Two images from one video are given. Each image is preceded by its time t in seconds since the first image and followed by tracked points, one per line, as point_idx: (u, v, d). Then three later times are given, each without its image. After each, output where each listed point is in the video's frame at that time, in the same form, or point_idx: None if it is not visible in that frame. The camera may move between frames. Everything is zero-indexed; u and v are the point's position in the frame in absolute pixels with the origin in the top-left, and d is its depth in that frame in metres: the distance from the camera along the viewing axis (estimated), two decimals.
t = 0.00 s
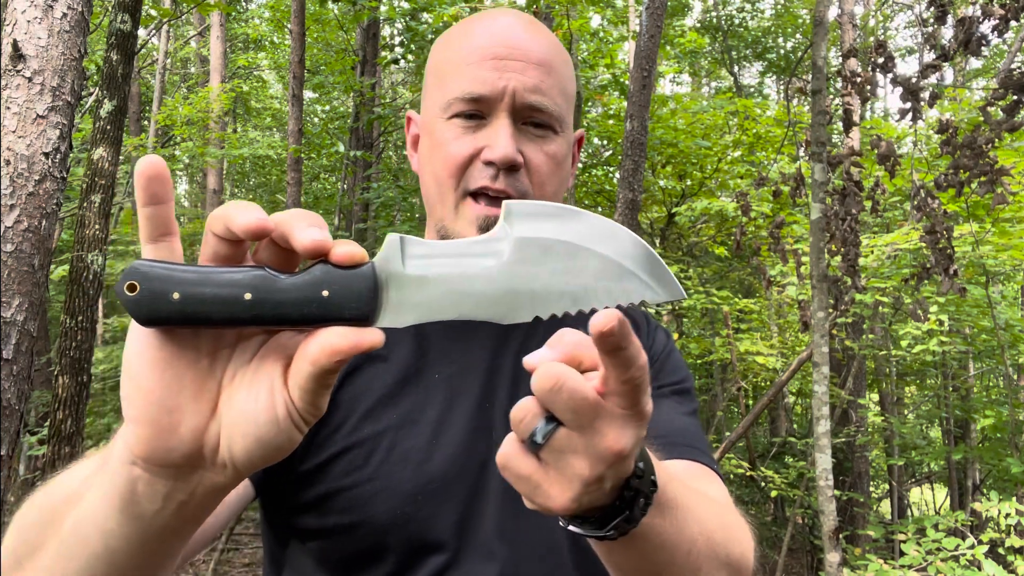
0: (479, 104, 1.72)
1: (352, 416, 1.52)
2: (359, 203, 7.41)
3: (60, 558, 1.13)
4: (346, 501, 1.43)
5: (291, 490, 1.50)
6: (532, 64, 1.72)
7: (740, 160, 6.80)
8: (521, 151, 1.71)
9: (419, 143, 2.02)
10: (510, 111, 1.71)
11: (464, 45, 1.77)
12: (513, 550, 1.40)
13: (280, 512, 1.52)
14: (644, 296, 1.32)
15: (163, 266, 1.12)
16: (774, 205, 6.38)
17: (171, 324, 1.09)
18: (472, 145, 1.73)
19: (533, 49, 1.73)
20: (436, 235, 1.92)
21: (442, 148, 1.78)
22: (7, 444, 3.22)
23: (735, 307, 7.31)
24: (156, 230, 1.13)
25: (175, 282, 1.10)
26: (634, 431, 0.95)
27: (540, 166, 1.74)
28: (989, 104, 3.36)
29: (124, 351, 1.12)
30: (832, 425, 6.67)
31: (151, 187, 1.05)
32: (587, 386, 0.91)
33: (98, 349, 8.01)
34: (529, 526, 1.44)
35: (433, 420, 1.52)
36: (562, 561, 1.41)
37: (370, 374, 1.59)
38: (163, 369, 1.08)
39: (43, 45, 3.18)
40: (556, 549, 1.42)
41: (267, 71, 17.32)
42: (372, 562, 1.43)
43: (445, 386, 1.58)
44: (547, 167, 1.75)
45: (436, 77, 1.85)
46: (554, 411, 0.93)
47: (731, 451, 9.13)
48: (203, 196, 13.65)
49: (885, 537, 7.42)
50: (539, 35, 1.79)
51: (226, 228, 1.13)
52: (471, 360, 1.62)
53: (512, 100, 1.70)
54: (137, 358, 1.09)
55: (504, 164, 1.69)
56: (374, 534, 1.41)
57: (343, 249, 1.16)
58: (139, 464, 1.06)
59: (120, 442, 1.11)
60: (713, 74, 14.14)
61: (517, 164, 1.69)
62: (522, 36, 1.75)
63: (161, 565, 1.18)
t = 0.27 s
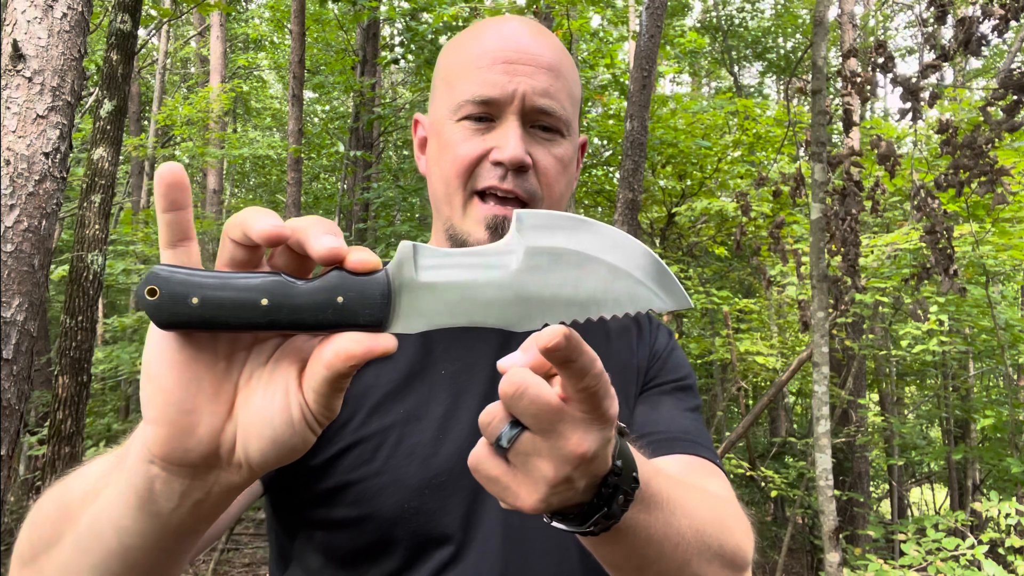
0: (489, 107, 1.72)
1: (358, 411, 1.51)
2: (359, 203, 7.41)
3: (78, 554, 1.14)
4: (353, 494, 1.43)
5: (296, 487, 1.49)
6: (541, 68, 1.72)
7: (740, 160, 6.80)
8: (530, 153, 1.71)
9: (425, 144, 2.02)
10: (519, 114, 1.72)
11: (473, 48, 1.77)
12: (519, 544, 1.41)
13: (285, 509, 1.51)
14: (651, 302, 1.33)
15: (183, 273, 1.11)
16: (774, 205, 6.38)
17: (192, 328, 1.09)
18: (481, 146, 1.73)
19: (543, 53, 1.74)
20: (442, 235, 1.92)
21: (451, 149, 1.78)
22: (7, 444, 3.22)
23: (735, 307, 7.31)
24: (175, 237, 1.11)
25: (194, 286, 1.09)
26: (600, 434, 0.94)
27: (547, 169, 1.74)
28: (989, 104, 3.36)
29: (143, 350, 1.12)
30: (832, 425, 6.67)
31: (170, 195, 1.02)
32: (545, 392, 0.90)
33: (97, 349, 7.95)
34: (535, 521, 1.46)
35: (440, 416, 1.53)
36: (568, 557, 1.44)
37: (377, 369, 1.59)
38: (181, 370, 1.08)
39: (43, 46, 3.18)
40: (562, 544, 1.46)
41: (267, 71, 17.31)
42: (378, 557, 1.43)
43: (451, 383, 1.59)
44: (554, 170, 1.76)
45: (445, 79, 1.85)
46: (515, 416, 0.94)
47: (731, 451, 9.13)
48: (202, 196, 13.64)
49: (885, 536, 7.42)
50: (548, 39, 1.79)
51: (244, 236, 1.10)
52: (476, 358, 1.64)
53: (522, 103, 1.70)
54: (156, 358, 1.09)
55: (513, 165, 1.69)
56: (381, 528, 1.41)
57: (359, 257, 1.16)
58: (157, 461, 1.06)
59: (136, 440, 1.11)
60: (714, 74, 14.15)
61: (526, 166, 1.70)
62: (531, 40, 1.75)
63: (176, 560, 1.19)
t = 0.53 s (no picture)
0: (486, 111, 1.73)
1: (366, 410, 1.54)
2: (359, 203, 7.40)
3: (90, 549, 1.14)
4: (359, 492, 1.43)
5: (303, 485, 1.49)
6: (537, 72, 1.73)
7: (740, 160, 6.80)
8: (526, 157, 1.71)
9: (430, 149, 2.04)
10: (516, 118, 1.73)
11: (472, 54, 1.79)
12: (524, 539, 1.40)
13: (291, 508, 1.52)
14: (654, 309, 1.30)
15: (200, 274, 1.13)
16: (774, 205, 6.38)
17: (207, 330, 1.10)
18: (479, 151, 1.75)
19: (539, 58, 1.74)
20: (444, 239, 1.93)
21: (450, 154, 1.80)
22: (7, 444, 3.22)
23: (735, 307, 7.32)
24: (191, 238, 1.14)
25: (210, 288, 1.11)
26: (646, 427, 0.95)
27: (544, 172, 1.73)
28: (989, 104, 3.35)
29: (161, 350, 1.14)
30: (832, 425, 6.67)
31: (188, 198, 1.05)
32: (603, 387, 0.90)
33: (97, 349, 7.92)
34: (541, 519, 1.43)
35: (446, 413, 1.54)
36: (573, 555, 1.38)
37: (385, 369, 1.62)
38: (197, 370, 1.09)
39: (43, 46, 3.18)
40: (568, 543, 1.40)
41: (267, 71, 17.31)
42: (383, 555, 1.43)
43: (457, 381, 1.60)
44: (551, 173, 1.75)
45: (446, 86, 1.88)
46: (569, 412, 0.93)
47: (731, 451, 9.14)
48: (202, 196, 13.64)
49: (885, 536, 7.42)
50: (545, 43, 1.79)
51: (258, 239, 1.13)
52: (482, 357, 1.65)
53: (518, 108, 1.71)
54: (172, 357, 1.10)
55: (509, 169, 1.70)
56: (386, 525, 1.41)
57: (371, 260, 1.19)
58: (171, 458, 1.06)
59: (151, 438, 1.12)
60: (714, 74, 14.15)
61: (522, 170, 1.70)
62: (527, 44, 1.76)
63: (189, 558, 1.19)
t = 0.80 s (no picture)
0: (494, 114, 1.73)
1: (376, 408, 1.54)
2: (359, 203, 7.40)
3: (107, 541, 1.15)
4: (368, 489, 1.44)
5: (312, 483, 1.50)
6: (546, 76, 1.73)
7: (740, 160, 6.80)
8: (534, 160, 1.72)
9: (438, 150, 2.05)
10: (524, 121, 1.73)
11: (480, 58, 1.79)
12: (529, 535, 1.41)
13: (299, 506, 1.51)
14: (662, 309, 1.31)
15: (219, 273, 1.14)
16: (774, 205, 6.38)
17: (227, 327, 1.12)
18: (487, 153, 1.74)
19: (547, 62, 1.74)
20: (452, 240, 1.94)
21: (459, 156, 1.80)
22: (7, 444, 3.22)
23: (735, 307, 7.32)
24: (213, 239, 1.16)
25: (229, 286, 1.12)
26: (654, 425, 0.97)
27: (552, 175, 1.74)
28: (989, 104, 3.35)
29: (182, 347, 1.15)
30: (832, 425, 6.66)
31: (208, 199, 1.07)
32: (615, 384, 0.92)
33: (98, 349, 7.91)
34: (548, 514, 1.44)
35: (454, 411, 1.54)
36: (578, 550, 1.39)
37: (393, 369, 1.62)
38: (217, 365, 1.11)
39: (43, 45, 3.18)
40: (573, 539, 1.41)
41: (267, 71, 17.31)
42: (390, 552, 1.42)
43: (465, 380, 1.61)
44: (559, 176, 1.75)
45: (454, 89, 1.88)
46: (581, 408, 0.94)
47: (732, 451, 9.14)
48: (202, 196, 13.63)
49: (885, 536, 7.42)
50: (553, 47, 1.79)
51: (277, 239, 1.14)
52: (489, 356, 1.65)
53: (526, 111, 1.71)
54: (194, 354, 1.12)
55: (518, 172, 1.70)
56: (394, 522, 1.41)
57: (388, 260, 1.19)
58: (192, 451, 1.07)
59: (170, 433, 1.13)
60: (714, 74, 14.15)
61: (530, 172, 1.70)
62: (536, 49, 1.76)
63: (205, 551, 1.20)
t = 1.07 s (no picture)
0: (499, 118, 1.74)
1: (383, 406, 1.54)
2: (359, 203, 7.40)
3: (122, 535, 1.15)
4: (375, 486, 1.44)
5: (320, 479, 1.50)
6: (550, 81, 1.74)
7: (740, 160, 6.80)
8: (539, 163, 1.71)
9: (443, 153, 2.05)
10: (528, 125, 1.73)
11: (485, 63, 1.80)
12: (533, 532, 1.42)
13: (307, 502, 1.52)
14: (660, 306, 1.32)
15: (231, 271, 1.13)
16: (774, 205, 6.38)
17: (239, 323, 1.12)
18: (492, 156, 1.74)
19: (551, 67, 1.75)
20: (457, 242, 1.93)
21: (465, 160, 1.80)
22: (7, 444, 3.23)
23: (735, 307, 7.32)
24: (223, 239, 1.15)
25: (241, 284, 1.11)
26: (604, 424, 0.95)
27: (556, 178, 1.74)
28: (989, 104, 3.35)
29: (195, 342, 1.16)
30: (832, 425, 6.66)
31: (220, 200, 1.07)
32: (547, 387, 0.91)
33: (97, 349, 7.90)
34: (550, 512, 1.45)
35: (460, 408, 1.54)
36: (578, 545, 1.43)
37: (398, 367, 1.60)
38: (230, 360, 1.11)
39: (43, 45, 3.18)
40: (573, 536, 1.44)
41: (267, 71, 17.32)
42: (398, 548, 1.43)
43: (471, 377, 1.60)
44: (563, 179, 1.76)
45: (459, 94, 1.88)
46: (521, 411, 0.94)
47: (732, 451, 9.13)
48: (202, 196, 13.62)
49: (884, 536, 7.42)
50: (557, 52, 1.80)
51: (287, 239, 1.14)
52: (495, 353, 1.65)
53: (531, 116, 1.72)
54: (208, 349, 1.12)
55: (523, 174, 1.70)
56: (401, 518, 1.41)
57: (394, 259, 1.21)
58: (203, 445, 1.08)
59: (183, 427, 1.13)
60: (714, 74, 14.15)
61: (535, 175, 1.70)
62: (540, 54, 1.76)
63: (215, 545, 1.20)
